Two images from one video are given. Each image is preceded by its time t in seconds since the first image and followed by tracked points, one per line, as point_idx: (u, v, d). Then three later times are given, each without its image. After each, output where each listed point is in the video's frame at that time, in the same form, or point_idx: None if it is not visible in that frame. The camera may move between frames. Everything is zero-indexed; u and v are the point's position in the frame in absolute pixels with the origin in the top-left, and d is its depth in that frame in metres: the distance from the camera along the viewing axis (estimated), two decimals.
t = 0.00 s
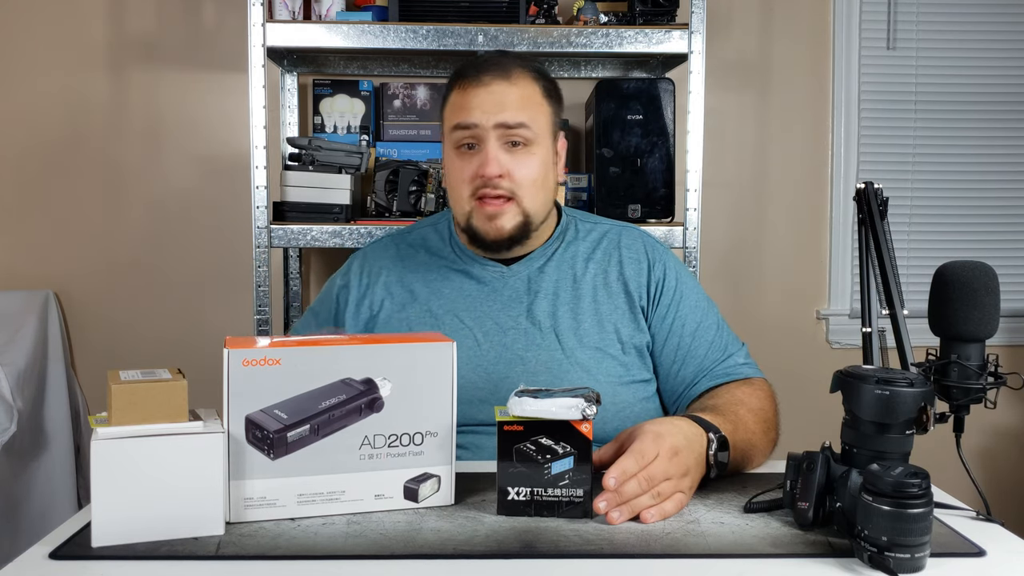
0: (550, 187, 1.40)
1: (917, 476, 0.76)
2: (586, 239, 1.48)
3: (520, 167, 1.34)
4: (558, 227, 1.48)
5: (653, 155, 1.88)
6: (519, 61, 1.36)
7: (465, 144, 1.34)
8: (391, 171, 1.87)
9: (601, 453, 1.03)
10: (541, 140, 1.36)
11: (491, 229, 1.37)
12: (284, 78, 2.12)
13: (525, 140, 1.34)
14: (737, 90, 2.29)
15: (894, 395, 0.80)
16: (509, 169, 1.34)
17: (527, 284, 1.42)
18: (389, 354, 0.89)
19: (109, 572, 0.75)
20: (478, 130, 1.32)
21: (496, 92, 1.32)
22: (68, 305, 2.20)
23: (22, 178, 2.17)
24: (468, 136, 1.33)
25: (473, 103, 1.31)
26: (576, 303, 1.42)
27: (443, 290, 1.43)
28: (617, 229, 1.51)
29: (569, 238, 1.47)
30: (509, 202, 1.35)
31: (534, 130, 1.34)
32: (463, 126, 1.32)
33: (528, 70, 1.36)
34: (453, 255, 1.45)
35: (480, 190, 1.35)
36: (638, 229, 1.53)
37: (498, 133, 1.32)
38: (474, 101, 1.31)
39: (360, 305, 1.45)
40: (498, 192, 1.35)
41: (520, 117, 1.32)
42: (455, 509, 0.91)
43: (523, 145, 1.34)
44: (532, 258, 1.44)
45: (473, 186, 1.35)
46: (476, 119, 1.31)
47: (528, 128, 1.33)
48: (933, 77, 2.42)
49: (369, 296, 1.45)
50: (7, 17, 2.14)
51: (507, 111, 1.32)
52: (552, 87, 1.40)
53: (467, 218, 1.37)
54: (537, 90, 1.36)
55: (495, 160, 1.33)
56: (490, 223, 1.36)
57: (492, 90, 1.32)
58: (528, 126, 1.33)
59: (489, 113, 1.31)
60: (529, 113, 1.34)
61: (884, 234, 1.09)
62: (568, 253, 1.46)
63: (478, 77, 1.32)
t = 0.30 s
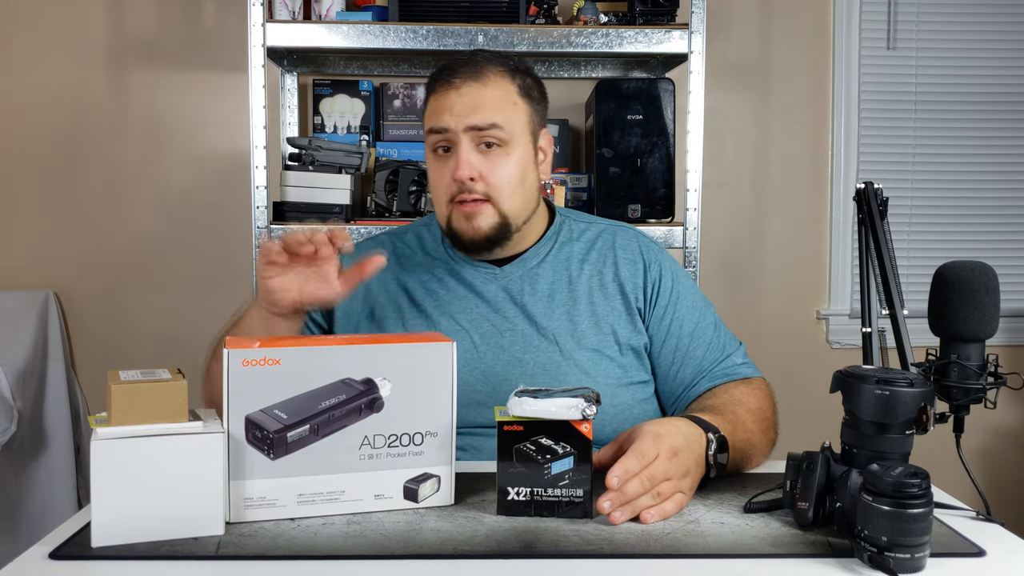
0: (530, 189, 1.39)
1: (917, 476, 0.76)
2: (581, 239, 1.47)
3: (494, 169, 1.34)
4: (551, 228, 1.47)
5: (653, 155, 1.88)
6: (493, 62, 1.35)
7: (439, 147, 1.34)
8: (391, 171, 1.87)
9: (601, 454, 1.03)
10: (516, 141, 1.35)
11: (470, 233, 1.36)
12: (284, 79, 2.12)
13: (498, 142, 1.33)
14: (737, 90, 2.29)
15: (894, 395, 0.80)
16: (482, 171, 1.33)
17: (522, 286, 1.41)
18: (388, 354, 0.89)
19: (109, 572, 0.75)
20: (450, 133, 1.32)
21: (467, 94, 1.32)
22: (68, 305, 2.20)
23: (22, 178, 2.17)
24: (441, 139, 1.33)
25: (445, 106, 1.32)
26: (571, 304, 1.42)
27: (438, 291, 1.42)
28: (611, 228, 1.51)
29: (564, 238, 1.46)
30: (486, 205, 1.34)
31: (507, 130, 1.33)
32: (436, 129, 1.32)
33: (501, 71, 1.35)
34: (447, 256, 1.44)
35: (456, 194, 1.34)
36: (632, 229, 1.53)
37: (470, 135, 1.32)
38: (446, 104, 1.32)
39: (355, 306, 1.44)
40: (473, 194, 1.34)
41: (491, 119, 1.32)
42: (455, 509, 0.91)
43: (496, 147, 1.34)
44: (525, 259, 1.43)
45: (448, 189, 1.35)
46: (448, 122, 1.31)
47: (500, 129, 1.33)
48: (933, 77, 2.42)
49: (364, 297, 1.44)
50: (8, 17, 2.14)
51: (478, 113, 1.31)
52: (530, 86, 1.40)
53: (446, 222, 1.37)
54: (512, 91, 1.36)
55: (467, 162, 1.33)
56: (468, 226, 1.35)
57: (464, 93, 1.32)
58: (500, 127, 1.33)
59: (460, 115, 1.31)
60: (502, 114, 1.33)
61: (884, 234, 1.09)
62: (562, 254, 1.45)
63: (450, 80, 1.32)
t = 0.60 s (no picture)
0: (523, 192, 1.38)
1: (917, 476, 0.76)
2: (575, 240, 1.47)
3: (488, 172, 1.33)
4: (546, 229, 1.46)
5: (653, 155, 1.88)
6: (485, 63, 1.34)
7: (432, 150, 1.33)
8: (391, 171, 1.87)
9: (600, 454, 1.03)
10: (509, 144, 1.34)
11: (462, 237, 1.34)
12: (284, 78, 2.12)
13: (491, 145, 1.32)
14: (737, 90, 2.29)
15: (894, 395, 0.80)
16: (475, 175, 1.32)
17: (519, 288, 1.41)
18: (387, 354, 0.89)
19: (109, 572, 0.75)
20: (443, 136, 1.31)
21: (460, 96, 1.31)
22: (68, 305, 2.20)
23: (22, 178, 2.17)
24: (434, 142, 1.32)
25: (438, 109, 1.30)
26: (568, 306, 1.42)
27: (432, 295, 1.42)
28: (605, 228, 1.51)
29: (558, 238, 1.46)
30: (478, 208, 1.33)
31: (500, 133, 1.32)
32: (428, 132, 1.31)
33: (493, 72, 1.35)
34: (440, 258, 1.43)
35: (449, 198, 1.33)
36: (627, 228, 1.53)
37: (463, 138, 1.31)
38: (438, 107, 1.30)
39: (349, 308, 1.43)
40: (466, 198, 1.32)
41: (484, 122, 1.31)
42: (455, 509, 0.91)
43: (489, 150, 1.33)
44: (520, 262, 1.42)
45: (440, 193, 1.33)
46: (440, 125, 1.30)
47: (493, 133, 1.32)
48: (933, 76, 2.42)
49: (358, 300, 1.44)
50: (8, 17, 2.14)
51: (471, 116, 1.30)
52: (522, 86, 1.39)
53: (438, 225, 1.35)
54: (505, 93, 1.35)
55: (461, 166, 1.31)
56: (461, 230, 1.34)
57: (457, 95, 1.31)
58: (493, 130, 1.32)
59: (453, 118, 1.30)
60: (495, 116, 1.32)
61: (884, 234, 1.09)
62: (557, 255, 1.45)
63: (442, 81, 1.31)
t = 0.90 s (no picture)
0: (524, 197, 1.38)
1: (917, 476, 0.76)
2: (571, 241, 1.47)
3: (492, 177, 1.32)
4: (542, 231, 1.46)
5: (653, 155, 1.88)
6: (488, 66, 1.34)
7: (434, 154, 1.31)
8: (391, 171, 1.87)
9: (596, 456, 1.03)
10: (513, 150, 1.34)
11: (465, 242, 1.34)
12: (284, 78, 2.12)
13: (495, 151, 1.32)
14: (737, 90, 2.29)
15: (894, 395, 0.80)
16: (479, 181, 1.31)
17: (516, 292, 1.41)
18: (387, 355, 0.89)
19: (109, 572, 0.75)
20: (446, 142, 1.30)
21: (465, 101, 1.29)
22: (68, 305, 2.20)
23: (22, 178, 2.17)
24: (437, 147, 1.30)
25: (442, 113, 1.28)
26: (565, 309, 1.42)
27: (429, 300, 1.42)
28: (601, 228, 1.51)
29: (555, 239, 1.47)
30: (482, 213, 1.33)
31: (504, 139, 1.32)
32: (431, 136, 1.29)
33: (497, 77, 1.34)
34: (437, 262, 1.44)
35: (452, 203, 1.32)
36: (623, 227, 1.53)
37: (467, 144, 1.30)
38: (443, 112, 1.28)
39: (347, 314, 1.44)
40: (469, 204, 1.32)
41: (488, 128, 1.30)
42: (455, 509, 0.91)
43: (493, 156, 1.32)
44: (516, 266, 1.42)
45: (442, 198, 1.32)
46: (444, 130, 1.29)
47: (498, 139, 1.31)
48: (933, 77, 2.42)
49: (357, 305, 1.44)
50: (8, 17, 2.14)
51: (476, 122, 1.29)
52: (523, 92, 1.38)
53: (440, 229, 1.35)
54: (508, 97, 1.34)
55: (464, 172, 1.30)
56: (464, 235, 1.33)
57: (461, 99, 1.29)
58: (497, 137, 1.31)
59: (457, 123, 1.29)
60: (499, 122, 1.31)
61: (884, 234, 1.09)
62: (554, 257, 1.45)
63: (446, 85, 1.30)
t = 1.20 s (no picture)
0: (523, 203, 1.39)
1: (917, 476, 0.76)
2: (559, 239, 1.48)
3: (496, 183, 1.32)
4: (529, 230, 1.46)
5: (653, 155, 1.88)
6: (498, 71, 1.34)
7: (438, 155, 1.31)
8: (391, 171, 1.87)
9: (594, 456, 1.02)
10: (517, 156, 1.34)
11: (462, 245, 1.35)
12: (284, 78, 2.12)
13: (500, 157, 1.32)
14: (737, 90, 2.29)
15: (894, 395, 0.80)
16: (483, 186, 1.31)
17: (507, 293, 1.41)
18: (386, 355, 0.89)
19: (109, 572, 0.75)
20: (452, 144, 1.29)
21: (474, 104, 1.28)
22: (68, 305, 2.20)
23: (22, 178, 2.18)
24: (442, 149, 1.30)
25: (450, 115, 1.28)
26: (556, 309, 1.42)
27: (421, 301, 1.42)
28: (589, 226, 1.51)
29: (544, 238, 1.47)
30: (482, 218, 1.33)
31: (509, 146, 1.32)
32: (438, 137, 1.29)
33: (506, 82, 1.33)
34: (428, 264, 1.44)
35: (452, 206, 1.32)
36: (611, 224, 1.53)
37: (473, 148, 1.30)
38: (452, 114, 1.28)
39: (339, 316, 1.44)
40: (471, 208, 1.32)
41: (496, 134, 1.30)
42: (456, 509, 0.91)
43: (497, 162, 1.32)
44: (506, 267, 1.42)
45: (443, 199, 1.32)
46: (452, 132, 1.28)
47: (504, 145, 1.31)
48: (933, 77, 2.42)
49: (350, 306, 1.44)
50: (8, 17, 2.14)
51: (484, 127, 1.28)
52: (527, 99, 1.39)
53: (438, 230, 1.34)
54: (515, 104, 1.34)
55: (469, 176, 1.30)
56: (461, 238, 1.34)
57: (471, 103, 1.28)
58: (504, 143, 1.31)
59: (465, 127, 1.28)
60: (506, 129, 1.31)
61: (884, 234, 1.09)
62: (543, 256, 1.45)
63: (456, 87, 1.29)
